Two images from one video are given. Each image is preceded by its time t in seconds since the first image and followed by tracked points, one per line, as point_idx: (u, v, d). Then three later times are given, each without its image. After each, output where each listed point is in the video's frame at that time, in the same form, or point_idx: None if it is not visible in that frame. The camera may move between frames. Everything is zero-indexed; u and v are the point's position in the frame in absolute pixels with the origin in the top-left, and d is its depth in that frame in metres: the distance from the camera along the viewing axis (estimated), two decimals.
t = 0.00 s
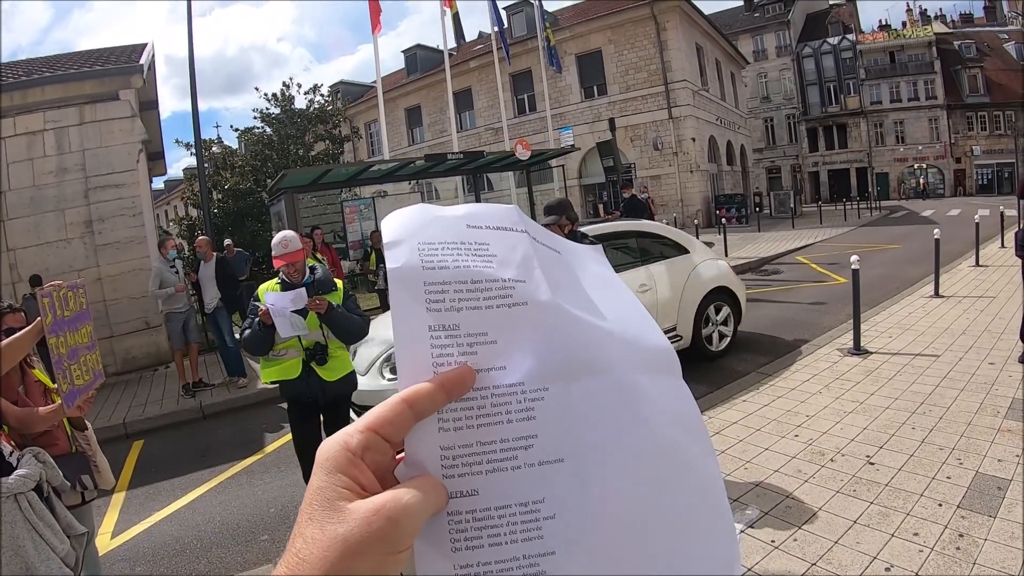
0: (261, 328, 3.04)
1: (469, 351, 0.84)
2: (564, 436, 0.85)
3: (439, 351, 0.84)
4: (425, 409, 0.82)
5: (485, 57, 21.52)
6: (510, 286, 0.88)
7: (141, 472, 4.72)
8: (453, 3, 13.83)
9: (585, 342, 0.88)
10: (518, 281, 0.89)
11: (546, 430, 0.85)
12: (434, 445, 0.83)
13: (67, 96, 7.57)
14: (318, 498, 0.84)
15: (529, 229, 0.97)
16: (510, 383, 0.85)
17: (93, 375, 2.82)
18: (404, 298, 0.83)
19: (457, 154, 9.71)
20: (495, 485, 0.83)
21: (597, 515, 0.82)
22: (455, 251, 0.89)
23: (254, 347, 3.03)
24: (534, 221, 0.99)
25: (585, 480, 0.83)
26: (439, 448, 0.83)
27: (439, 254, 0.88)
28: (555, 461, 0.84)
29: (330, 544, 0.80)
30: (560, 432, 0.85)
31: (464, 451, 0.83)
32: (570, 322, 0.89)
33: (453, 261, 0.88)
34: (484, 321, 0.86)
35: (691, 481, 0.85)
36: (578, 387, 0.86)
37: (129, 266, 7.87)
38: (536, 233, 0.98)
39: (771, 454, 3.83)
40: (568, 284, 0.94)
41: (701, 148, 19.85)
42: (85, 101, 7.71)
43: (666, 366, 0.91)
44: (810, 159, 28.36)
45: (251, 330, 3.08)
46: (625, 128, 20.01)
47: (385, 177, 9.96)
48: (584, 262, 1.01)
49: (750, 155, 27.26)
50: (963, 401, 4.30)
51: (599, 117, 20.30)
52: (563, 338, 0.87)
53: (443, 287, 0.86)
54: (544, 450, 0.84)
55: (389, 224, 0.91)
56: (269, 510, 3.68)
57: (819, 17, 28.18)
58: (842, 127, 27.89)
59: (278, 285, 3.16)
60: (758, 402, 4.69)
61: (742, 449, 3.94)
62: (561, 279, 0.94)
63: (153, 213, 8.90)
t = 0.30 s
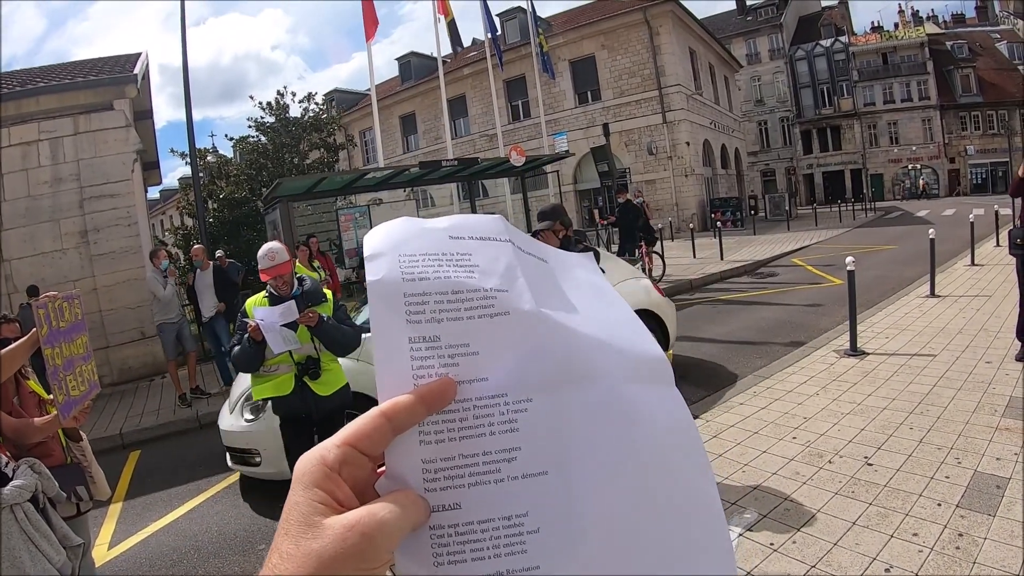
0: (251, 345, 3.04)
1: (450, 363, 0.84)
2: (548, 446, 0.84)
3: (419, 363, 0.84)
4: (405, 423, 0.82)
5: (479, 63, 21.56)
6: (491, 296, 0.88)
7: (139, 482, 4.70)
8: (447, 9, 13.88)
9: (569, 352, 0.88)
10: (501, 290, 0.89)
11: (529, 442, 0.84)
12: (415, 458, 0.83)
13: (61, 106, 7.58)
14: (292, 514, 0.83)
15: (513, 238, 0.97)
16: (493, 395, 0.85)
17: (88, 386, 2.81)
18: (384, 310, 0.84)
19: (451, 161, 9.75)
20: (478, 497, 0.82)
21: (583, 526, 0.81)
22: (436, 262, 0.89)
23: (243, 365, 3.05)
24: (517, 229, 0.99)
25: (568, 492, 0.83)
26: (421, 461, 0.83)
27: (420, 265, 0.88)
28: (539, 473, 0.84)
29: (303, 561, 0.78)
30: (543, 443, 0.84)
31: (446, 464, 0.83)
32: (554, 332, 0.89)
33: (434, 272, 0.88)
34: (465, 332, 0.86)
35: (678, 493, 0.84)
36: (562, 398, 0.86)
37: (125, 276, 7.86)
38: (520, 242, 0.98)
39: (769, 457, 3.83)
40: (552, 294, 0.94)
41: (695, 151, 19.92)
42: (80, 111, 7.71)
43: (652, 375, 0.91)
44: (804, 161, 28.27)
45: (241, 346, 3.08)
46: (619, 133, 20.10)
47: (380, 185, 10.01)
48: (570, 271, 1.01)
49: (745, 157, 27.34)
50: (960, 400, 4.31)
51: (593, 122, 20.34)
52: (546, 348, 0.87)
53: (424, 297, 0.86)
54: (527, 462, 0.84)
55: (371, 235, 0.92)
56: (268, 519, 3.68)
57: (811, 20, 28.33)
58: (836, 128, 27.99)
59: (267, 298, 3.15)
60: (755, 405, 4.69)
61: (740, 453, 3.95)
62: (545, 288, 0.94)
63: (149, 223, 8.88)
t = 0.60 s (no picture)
0: (241, 358, 3.05)
1: (447, 380, 0.84)
2: (547, 463, 0.84)
3: (416, 381, 0.83)
4: (400, 440, 0.81)
5: (474, 68, 21.61)
6: (487, 313, 0.88)
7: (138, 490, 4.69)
8: (441, 13, 13.96)
9: (567, 368, 0.87)
10: (497, 306, 0.89)
11: (527, 460, 0.84)
12: (413, 476, 0.82)
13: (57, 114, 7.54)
14: (289, 535, 0.82)
15: (509, 251, 0.97)
16: (491, 412, 0.84)
17: (88, 392, 2.81)
18: (380, 326, 0.83)
19: (447, 165, 9.76)
20: (476, 516, 0.82)
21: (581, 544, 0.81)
22: (432, 278, 0.89)
23: (233, 378, 3.05)
24: (512, 242, 0.99)
25: (567, 508, 0.82)
26: (418, 479, 0.82)
27: (415, 281, 0.88)
28: (536, 490, 0.83)
29: None
30: (540, 460, 0.84)
31: (444, 481, 0.82)
32: (552, 347, 0.88)
33: (430, 288, 0.88)
34: (461, 348, 0.85)
35: (677, 507, 0.83)
36: (561, 415, 0.85)
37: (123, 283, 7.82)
38: (515, 256, 0.98)
39: (769, 456, 3.83)
40: (548, 309, 0.94)
41: (691, 153, 20.00)
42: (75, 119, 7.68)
43: (648, 390, 0.91)
44: (799, 161, 28.30)
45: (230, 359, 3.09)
46: (614, 135, 20.17)
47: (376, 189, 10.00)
48: (567, 285, 1.00)
49: (740, 158, 27.42)
50: (959, 397, 4.32)
51: (588, 125, 20.40)
52: (544, 364, 0.86)
53: (420, 313, 0.86)
54: (525, 479, 0.83)
55: (366, 252, 0.91)
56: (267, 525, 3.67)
57: (804, 20, 28.53)
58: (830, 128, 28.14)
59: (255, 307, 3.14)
60: (754, 405, 4.69)
61: (740, 453, 3.94)
62: (542, 304, 0.94)
63: (145, 230, 8.87)
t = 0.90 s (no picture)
0: (230, 369, 2.99)
1: (448, 400, 0.83)
2: (548, 481, 0.83)
3: (418, 401, 0.83)
4: (403, 460, 0.81)
5: (472, 73, 21.66)
6: (488, 332, 0.87)
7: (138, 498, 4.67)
8: (439, 18, 14.01)
9: (567, 386, 0.87)
10: (497, 325, 0.88)
11: (528, 478, 0.83)
12: (416, 495, 0.82)
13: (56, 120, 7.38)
14: (296, 555, 0.82)
15: (509, 269, 0.97)
16: (492, 431, 0.84)
17: (90, 399, 2.81)
18: (382, 348, 0.83)
19: (445, 170, 9.77)
20: (478, 534, 0.81)
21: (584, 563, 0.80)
22: (433, 297, 0.89)
23: (224, 389, 2.99)
24: (512, 259, 0.99)
25: (569, 528, 0.81)
26: (422, 498, 0.82)
27: (417, 302, 0.88)
28: (537, 508, 0.82)
29: None
30: (541, 478, 0.83)
31: (446, 500, 0.82)
32: (553, 367, 0.88)
33: (431, 308, 0.88)
34: (463, 368, 0.85)
35: (678, 521, 0.83)
36: (561, 433, 0.85)
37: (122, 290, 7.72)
38: (515, 273, 0.98)
39: (770, 459, 3.82)
40: (548, 327, 0.94)
41: (689, 155, 20.02)
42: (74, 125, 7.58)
43: (648, 407, 0.90)
44: (797, 163, 28.39)
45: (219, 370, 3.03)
46: (613, 139, 20.20)
47: (375, 195, 10.00)
48: (566, 301, 1.00)
49: (739, 160, 27.44)
50: (959, 398, 4.31)
51: (587, 129, 20.45)
52: (544, 382, 0.86)
53: (421, 335, 0.86)
54: (525, 496, 0.82)
55: (367, 272, 0.91)
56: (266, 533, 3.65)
57: (801, 22, 28.64)
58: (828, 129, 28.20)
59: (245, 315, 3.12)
60: (754, 408, 4.68)
61: (740, 455, 3.94)
62: (542, 322, 0.94)
63: (143, 237, 8.83)
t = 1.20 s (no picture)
0: (225, 377, 2.97)
1: (436, 398, 0.83)
2: (537, 479, 0.83)
3: (405, 399, 0.83)
4: (390, 458, 0.81)
5: (470, 77, 21.70)
6: (476, 330, 0.87)
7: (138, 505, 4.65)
8: (438, 22, 14.09)
9: (556, 384, 0.87)
10: (485, 324, 0.88)
11: (516, 476, 0.83)
12: (404, 493, 0.82)
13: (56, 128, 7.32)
14: (282, 552, 0.82)
15: (498, 268, 0.97)
16: (480, 429, 0.84)
17: (89, 405, 2.81)
18: (370, 344, 0.83)
19: (444, 174, 9.77)
20: (466, 532, 0.81)
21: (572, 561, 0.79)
22: (421, 295, 0.89)
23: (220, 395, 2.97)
24: (501, 259, 0.99)
25: (558, 526, 0.81)
26: (409, 496, 0.81)
27: (405, 299, 0.88)
28: (526, 505, 0.82)
29: None
30: (530, 475, 0.83)
31: (434, 498, 0.82)
32: (541, 365, 0.88)
33: (419, 306, 0.87)
34: (450, 366, 0.85)
35: (669, 517, 0.82)
36: (550, 431, 0.85)
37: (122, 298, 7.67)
38: (504, 272, 0.98)
39: (770, 460, 3.81)
40: (537, 326, 0.94)
41: (688, 157, 20.04)
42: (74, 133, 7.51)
43: (638, 404, 0.90)
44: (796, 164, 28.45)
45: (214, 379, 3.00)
46: (611, 142, 20.23)
47: (375, 200, 10.01)
48: (556, 300, 1.00)
49: (738, 162, 27.46)
50: (959, 397, 4.30)
51: (586, 132, 20.49)
52: (533, 380, 0.86)
53: (409, 333, 0.86)
54: (514, 495, 0.82)
55: (355, 271, 0.91)
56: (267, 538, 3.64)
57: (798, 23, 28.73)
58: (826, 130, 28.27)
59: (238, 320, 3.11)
60: (754, 409, 4.67)
61: (741, 457, 3.92)
62: (531, 320, 0.94)
63: (143, 244, 8.80)
